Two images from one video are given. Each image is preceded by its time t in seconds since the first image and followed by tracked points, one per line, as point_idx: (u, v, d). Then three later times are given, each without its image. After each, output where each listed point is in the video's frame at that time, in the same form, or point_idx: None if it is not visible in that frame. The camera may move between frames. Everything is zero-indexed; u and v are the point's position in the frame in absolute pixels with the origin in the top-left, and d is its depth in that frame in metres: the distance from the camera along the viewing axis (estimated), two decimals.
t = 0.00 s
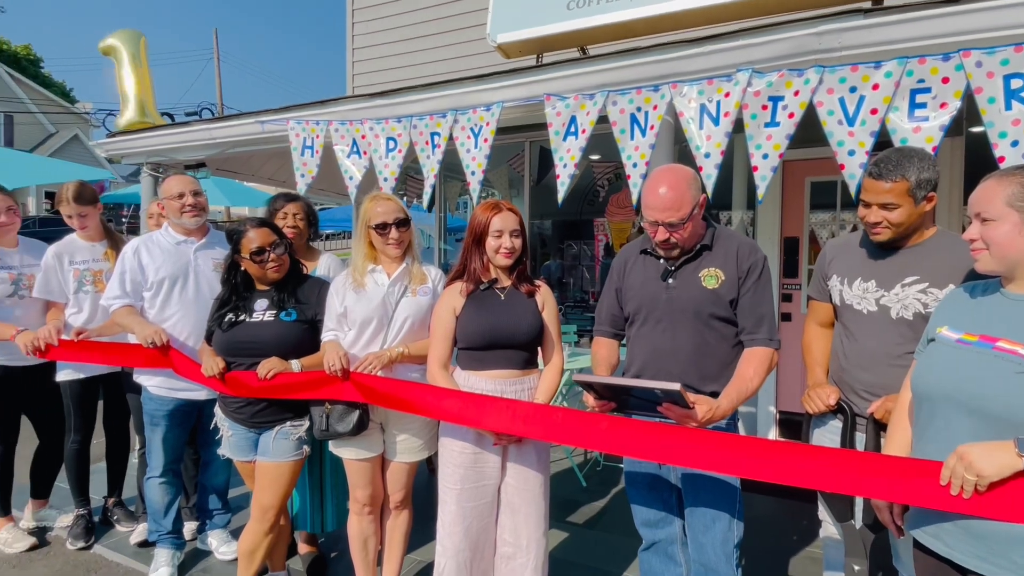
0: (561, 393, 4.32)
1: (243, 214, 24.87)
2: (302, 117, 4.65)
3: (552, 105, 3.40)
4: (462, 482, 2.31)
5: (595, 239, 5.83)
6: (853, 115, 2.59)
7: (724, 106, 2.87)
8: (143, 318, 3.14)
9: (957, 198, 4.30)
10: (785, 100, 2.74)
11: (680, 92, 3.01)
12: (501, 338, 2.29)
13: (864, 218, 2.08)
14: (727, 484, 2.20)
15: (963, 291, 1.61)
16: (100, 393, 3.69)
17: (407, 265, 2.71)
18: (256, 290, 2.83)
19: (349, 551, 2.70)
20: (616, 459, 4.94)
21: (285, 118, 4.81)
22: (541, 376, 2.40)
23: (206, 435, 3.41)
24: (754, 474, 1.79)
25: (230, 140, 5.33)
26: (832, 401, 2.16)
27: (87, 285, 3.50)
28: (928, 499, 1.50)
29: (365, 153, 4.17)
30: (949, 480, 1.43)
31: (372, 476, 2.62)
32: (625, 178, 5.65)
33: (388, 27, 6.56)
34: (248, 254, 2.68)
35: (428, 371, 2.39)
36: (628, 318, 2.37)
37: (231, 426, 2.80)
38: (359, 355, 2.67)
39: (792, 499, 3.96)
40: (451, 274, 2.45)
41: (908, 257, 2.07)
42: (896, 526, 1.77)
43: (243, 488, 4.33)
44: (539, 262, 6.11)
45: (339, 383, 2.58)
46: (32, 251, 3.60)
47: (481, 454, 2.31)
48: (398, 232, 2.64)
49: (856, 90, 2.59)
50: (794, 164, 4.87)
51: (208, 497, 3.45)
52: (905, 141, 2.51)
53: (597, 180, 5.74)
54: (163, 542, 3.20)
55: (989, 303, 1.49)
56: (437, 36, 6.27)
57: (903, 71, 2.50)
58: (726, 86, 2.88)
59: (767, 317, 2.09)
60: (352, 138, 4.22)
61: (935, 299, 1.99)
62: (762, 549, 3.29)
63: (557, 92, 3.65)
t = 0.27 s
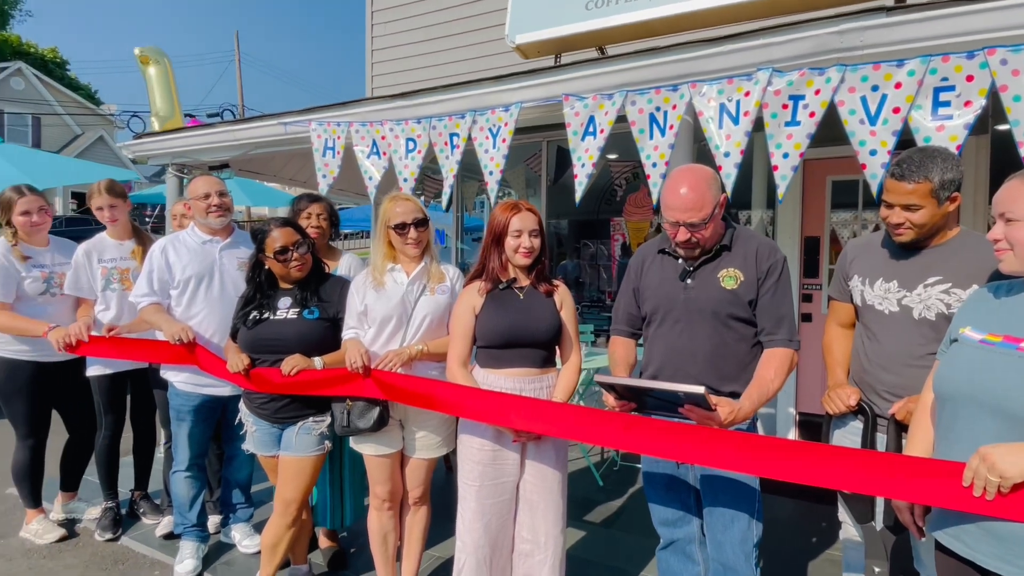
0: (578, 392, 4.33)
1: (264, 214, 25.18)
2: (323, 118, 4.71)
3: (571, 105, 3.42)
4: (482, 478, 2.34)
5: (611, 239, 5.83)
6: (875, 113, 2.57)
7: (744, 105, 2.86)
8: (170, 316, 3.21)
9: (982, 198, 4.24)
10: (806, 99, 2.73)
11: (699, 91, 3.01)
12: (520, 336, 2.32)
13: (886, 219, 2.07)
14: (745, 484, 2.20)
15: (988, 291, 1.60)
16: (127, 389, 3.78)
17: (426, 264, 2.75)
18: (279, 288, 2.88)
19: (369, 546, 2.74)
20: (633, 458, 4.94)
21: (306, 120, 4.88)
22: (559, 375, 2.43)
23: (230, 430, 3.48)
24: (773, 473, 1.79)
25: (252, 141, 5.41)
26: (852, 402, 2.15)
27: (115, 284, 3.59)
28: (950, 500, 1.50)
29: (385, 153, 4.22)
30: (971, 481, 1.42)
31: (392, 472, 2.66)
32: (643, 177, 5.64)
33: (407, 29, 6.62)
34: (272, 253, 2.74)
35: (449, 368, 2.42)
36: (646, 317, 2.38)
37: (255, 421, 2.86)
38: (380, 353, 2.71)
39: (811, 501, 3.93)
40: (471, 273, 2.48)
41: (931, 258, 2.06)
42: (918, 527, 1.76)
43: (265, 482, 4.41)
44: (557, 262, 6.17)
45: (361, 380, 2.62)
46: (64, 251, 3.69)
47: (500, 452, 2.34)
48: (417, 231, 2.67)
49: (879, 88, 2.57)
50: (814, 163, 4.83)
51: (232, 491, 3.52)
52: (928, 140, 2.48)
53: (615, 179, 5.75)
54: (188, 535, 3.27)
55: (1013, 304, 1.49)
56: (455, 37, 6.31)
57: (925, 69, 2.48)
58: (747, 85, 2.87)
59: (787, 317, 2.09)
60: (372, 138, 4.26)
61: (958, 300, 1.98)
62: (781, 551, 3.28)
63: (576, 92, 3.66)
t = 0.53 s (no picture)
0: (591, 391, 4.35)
1: (278, 214, 25.38)
2: (339, 119, 4.77)
3: (585, 106, 3.44)
4: (496, 474, 2.37)
5: (624, 238, 5.84)
6: (890, 114, 2.57)
7: (757, 105, 2.87)
8: (190, 314, 3.26)
9: (999, 197, 4.20)
10: (821, 99, 2.74)
11: (713, 91, 3.02)
12: (534, 335, 2.35)
13: (902, 220, 2.07)
14: (759, 482, 2.21)
15: (1003, 291, 1.60)
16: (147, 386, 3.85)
17: (440, 263, 2.78)
18: (296, 287, 2.92)
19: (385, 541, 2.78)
20: (645, 458, 4.95)
21: (322, 121, 4.94)
22: (572, 374, 2.45)
23: (247, 427, 3.54)
24: (787, 471, 1.81)
25: (268, 142, 5.48)
26: (868, 401, 2.15)
27: (134, 283, 3.65)
28: (963, 499, 1.50)
29: (399, 154, 4.27)
30: (984, 480, 1.43)
31: (407, 468, 2.69)
32: (655, 177, 5.64)
33: (421, 30, 6.66)
34: (289, 252, 2.79)
35: (464, 367, 2.45)
36: (659, 317, 2.40)
37: (272, 417, 2.91)
38: (395, 351, 2.75)
39: (824, 501, 3.93)
40: (486, 273, 2.51)
41: (946, 258, 2.06)
42: (931, 526, 1.77)
43: (281, 479, 4.47)
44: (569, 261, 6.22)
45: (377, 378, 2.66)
46: (86, 250, 3.77)
47: (515, 450, 2.36)
48: (431, 231, 2.70)
49: (894, 88, 2.58)
50: (828, 163, 4.82)
51: (249, 487, 3.57)
52: (944, 140, 2.48)
53: (627, 179, 5.75)
54: (206, 530, 3.32)
55: None
56: (469, 38, 6.34)
57: (941, 69, 2.48)
58: (761, 85, 2.88)
59: (800, 316, 2.10)
60: (387, 139, 4.31)
61: (975, 300, 1.98)
62: (794, 551, 3.28)
63: (590, 93, 3.68)
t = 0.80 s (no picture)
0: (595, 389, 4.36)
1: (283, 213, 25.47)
2: (345, 118, 4.79)
3: (590, 105, 3.46)
4: (502, 470, 2.39)
5: (629, 238, 5.85)
6: (895, 113, 2.58)
7: (762, 105, 2.88)
8: (198, 313, 3.29)
9: (1005, 196, 4.19)
10: (826, 98, 2.74)
11: (718, 91, 3.03)
12: (539, 333, 2.37)
13: (906, 220, 2.08)
14: (763, 480, 2.22)
15: (1007, 289, 1.61)
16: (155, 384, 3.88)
17: (445, 262, 2.80)
18: (302, 286, 2.94)
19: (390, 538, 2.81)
20: (650, 456, 4.97)
21: (328, 121, 4.97)
22: (578, 371, 2.46)
23: (254, 425, 3.57)
24: (791, 468, 1.82)
25: (274, 142, 5.51)
26: (873, 399, 2.16)
27: (143, 281, 3.69)
28: (967, 495, 1.51)
29: (404, 153, 4.29)
30: (988, 477, 1.44)
31: (413, 465, 2.71)
32: (660, 176, 5.65)
33: (426, 30, 6.68)
34: (295, 251, 2.81)
35: (471, 364, 2.47)
36: (663, 316, 2.41)
37: (279, 414, 2.93)
38: (401, 349, 2.77)
39: (828, 500, 3.93)
40: (493, 272, 2.53)
41: (951, 257, 2.07)
42: (935, 523, 1.78)
43: (287, 476, 4.50)
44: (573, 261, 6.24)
45: (383, 375, 2.68)
46: (95, 249, 3.81)
47: (520, 446, 2.38)
48: (436, 231, 2.72)
49: (899, 87, 2.58)
50: (833, 162, 4.82)
51: (257, 484, 3.60)
52: (950, 139, 2.48)
53: (632, 179, 5.76)
54: (214, 526, 3.35)
55: None
56: (474, 38, 6.36)
57: (946, 68, 2.49)
58: (765, 85, 2.89)
59: (803, 313, 2.11)
60: (392, 139, 4.33)
61: (980, 299, 1.99)
62: (798, 549, 3.29)
63: (595, 92, 3.70)
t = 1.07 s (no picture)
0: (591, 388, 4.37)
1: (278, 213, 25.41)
2: (340, 118, 4.79)
3: (585, 105, 3.46)
4: (498, 468, 2.39)
5: (625, 237, 5.86)
6: (889, 112, 2.59)
7: (757, 104, 2.89)
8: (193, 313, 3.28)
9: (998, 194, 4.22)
10: (820, 98, 2.75)
11: (713, 90, 3.03)
12: (535, 333, 2.37)
13: (899, 219, 2.09)
14: (758, 478, 2.23)
15: (999, 288, 1.62)
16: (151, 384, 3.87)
17: (440, 262, 2.80)
18: (297, 286, 2.94)
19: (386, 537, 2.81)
20: (646, 455, 4.98)
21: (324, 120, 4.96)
22: (574, 370, 2.47)
23: (250, 425, 3.56)
24: (786, 466, 1.82)
25: (269, 141, 5.50)
26: (867, 397, 2.17)
27: (137, 281, 3.67)
28: (961, 493, 1.52)
29: (399, 153, 4.29)
30: (982, 475, 1.45)
31: (410, 465, 2.72)
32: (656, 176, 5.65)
33: (422, 29, 6.68)
34: (289, 251, 2.81)
35: (467, 364, 2.47)
36: (659, 315, 2.42)
37: (274, 414, 2.93)
38: (397, 349, 2.77)
39: (824, 498, 3.95)
40: (490, 271, 2.53)
41: (943, 256, 2.08)
42: (929, 521, 1.79)
43: (283, 476, 4.50)
44: (569, 260, 6.25)
45: (379, 375, 2.68)
46: (89, 249, 3.79)
47: (516, 445, 2.38)
48: (431, 230, 2.72)
49: (893, 87, 2.59)
50: (828, 161, 4.84)
51: (253, 484, 3.60)
52: (944, 138, 2.50)
53: (628, 178, 5.77)
54: (210, 526, 3.34)
55: None
56: (469, 37, 6.36)
57: (940, 68, 2.50)
58: (760, 84, 2.90)
59: (796, 311, 2.11)
60: (388, 138, 4.33)
61: (972, 297, 1.99)
62: (794, 547, 3.30)
63: (590, 92, 3.70)
